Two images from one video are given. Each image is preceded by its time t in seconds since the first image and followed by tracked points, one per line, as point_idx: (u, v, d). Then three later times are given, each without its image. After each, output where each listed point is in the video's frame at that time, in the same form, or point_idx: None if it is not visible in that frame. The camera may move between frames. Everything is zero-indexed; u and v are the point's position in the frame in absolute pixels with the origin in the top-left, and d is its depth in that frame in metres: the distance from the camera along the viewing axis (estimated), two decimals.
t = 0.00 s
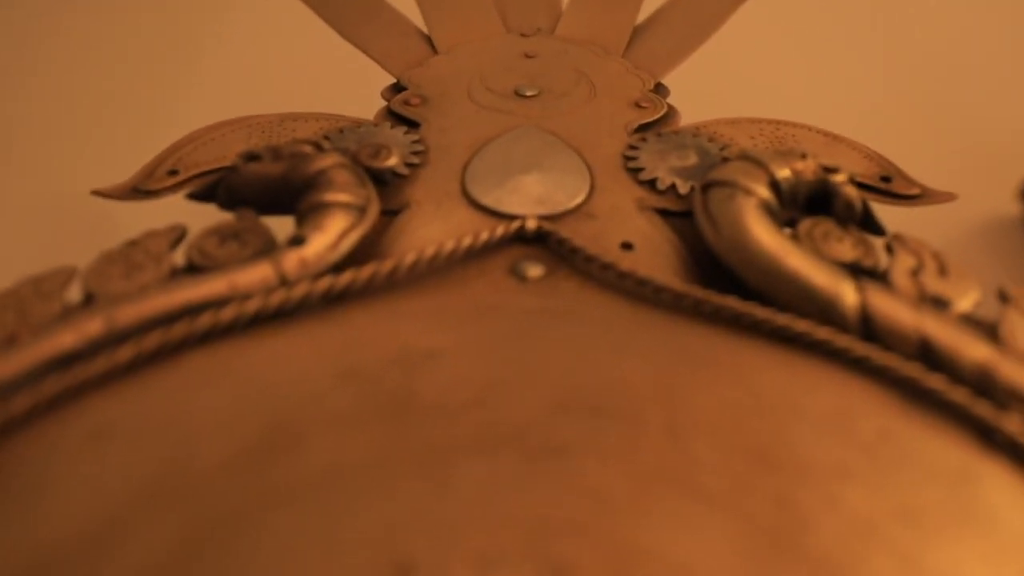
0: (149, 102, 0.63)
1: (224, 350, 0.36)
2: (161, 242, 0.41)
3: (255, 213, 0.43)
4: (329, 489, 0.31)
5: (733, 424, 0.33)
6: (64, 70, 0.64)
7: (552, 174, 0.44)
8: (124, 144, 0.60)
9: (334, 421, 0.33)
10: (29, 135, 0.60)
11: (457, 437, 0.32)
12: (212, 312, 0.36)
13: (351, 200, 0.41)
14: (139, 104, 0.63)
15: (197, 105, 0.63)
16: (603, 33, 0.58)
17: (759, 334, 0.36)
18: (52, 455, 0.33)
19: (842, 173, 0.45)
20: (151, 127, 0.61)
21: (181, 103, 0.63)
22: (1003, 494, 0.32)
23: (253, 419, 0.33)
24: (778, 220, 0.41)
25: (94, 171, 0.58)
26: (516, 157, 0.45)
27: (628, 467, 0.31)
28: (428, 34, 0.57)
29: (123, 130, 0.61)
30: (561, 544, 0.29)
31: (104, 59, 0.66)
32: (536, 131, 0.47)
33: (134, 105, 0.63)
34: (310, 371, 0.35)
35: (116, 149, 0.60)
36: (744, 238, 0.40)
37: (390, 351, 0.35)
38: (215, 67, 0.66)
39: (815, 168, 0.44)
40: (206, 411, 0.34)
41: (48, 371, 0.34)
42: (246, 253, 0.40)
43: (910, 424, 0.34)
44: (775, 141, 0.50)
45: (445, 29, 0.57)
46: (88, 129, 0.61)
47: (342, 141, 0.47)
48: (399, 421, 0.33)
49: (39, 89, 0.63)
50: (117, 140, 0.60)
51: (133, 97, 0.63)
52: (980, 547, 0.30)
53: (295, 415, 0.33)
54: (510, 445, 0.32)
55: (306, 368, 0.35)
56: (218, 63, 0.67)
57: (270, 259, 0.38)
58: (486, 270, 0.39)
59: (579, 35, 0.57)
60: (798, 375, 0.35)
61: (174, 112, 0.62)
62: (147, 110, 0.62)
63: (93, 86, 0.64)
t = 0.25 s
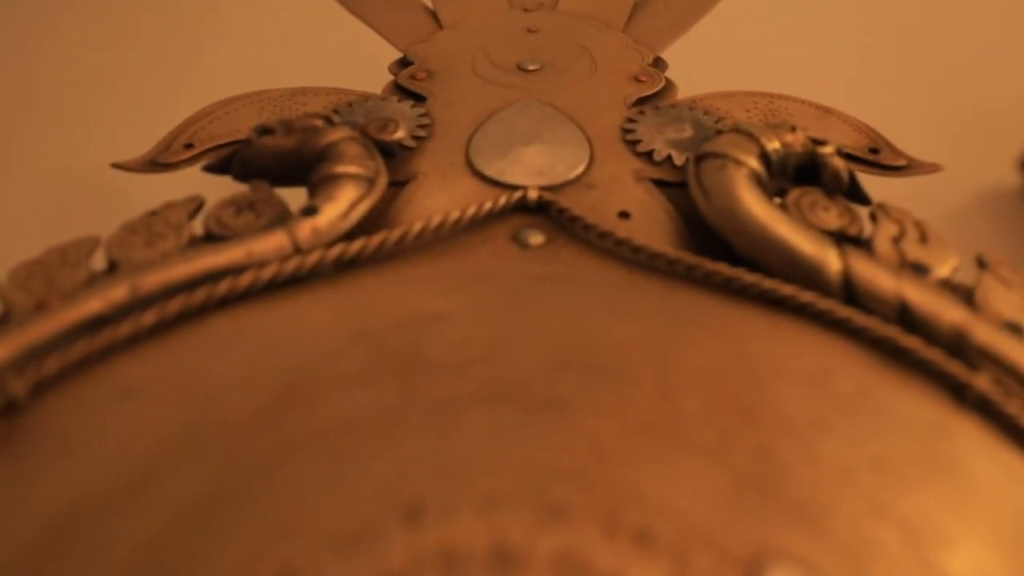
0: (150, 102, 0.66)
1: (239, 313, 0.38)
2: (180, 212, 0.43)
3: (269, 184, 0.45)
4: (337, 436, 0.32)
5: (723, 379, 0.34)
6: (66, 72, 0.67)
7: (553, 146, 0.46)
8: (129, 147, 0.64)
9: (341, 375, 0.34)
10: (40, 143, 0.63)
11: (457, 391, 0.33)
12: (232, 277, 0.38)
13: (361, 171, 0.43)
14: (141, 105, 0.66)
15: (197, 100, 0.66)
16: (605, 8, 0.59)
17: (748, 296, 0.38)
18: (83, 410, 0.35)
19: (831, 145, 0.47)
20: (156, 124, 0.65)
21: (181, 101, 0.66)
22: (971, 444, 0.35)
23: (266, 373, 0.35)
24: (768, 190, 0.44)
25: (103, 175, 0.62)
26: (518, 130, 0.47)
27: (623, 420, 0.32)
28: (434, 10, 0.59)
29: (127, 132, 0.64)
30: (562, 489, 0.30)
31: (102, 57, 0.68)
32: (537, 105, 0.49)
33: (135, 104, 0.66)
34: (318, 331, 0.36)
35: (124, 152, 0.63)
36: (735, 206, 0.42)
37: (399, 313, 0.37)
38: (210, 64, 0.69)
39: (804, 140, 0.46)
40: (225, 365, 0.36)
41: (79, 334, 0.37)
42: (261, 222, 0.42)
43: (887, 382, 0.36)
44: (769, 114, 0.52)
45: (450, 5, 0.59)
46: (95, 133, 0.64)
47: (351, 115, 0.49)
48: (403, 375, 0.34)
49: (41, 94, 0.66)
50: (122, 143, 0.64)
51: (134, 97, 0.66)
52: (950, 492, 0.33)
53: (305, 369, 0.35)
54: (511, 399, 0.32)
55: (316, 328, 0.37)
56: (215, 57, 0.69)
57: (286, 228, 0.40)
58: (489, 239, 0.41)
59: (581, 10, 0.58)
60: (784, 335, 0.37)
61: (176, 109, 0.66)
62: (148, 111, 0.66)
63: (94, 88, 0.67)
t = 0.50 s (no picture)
0: (148, 75, 0.65)
1: (256, 278, 0.40)
2: (198, 184, 0.45)
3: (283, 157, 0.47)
4: (346, 394, 0.33)
5: (714, 340, 0.36)
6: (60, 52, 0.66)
7: (553, 119, 0.48)
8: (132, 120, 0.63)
9: (350, 339, 0.35)
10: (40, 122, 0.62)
11: (462, 348, 0.35)
12: (251, 245, 0.41)
13: (371, 143, 0.46)
14: (139, 78, 0.65)
15: (197, 72, 0.66)
16: None
17: (737, 262, 0.41)
18: (113, 369, 0.36)
19: (820, 117, 0.49)
20: (157, 95, 0.64)
21: (180, 72, 0.66)
22: (948, 401, 0.36)
23: (279, 334, 0.36)
24: (758, 162, 0.46)
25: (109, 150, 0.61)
26: (519, 103, 0.49)
27: (620, 375, 0.34)
28: None
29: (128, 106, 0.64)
30: (561, 441, 0.31)
31: (95, 35, 0.68)
32: (538, 79, 0.51)
33: (132, 87, 0.65)
34: (331, 294, 0.38)
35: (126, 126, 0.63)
36: (726, 177, 0.44)
37: (408, 278, 0.39)
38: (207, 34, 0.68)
39: (794, 114, 0.48)
40: (241, 330, 0.37)
41: (107, 299, 0.38)
42: (275, 193, 0.44)
43: (868, 339, 0.38)
44: (761, 88, 0.54)
45: None
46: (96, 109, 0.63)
47: (359, 89, 0.51)
48: (412, 335, 0.35)
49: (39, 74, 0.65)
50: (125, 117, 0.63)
51: (131, 72, 0.65)
52: (927, 442, 0.34)
53: (314, 334, 0.36)
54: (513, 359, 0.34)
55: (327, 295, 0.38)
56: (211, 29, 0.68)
57: (301, 199, 0.42)
58: (492, 208, 0.44)
59: None
60: (771, 297, 0.39)
61: (175, 80, 0.65)
62: (148, 84, 0.65)
63: (91, 65, 0.66)
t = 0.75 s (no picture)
0: (150, 74, 0.67)
1: (272, 247, 0.42)
2: (214, 159, 0.47)
3: (294, 133, 0.49)
4: (361, 352, 0.35)
5: (705, 303, 0.38)
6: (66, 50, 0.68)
7: (553, 96, 0.50)
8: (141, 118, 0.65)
9: (364, 302, 0.38)
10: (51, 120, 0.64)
11: (469, 311, 0.37)
12: (268, 216, 0.43)
13: (379, 120, 0.48)
14: (139, 77, 0.67)
15: (197, 72, 0.68)
16: None
17: (729, 231, 0.43)
18: (140, 335, 0.38)
19: (810, 94, 0.52)
20: (157, 94, 0.66)
21: (180, 71, 0.68)
22: (925, 360, 0.39)
23: (295, 298, 0.39)
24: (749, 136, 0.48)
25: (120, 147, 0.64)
26: (520, 81, 0.51)
27: (616, 335, 0.36)
28: None
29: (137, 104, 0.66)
30: (561, 394, 0.33)
31: (97, 33, 0.69)
32: (538, 58, 0.53)
33: (132, 85, 0.67)
34: (344, 261, 0.41)
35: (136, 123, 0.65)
36: (719, 151, 0.46)
37: (417, 246, 0.41)
38: (211, 31, 0.70)
39: (785, 91, 0.51)
40: (258, 295, 0.39)
41: (132, 267, 0.41)
42: (289, 167, 0.46)
43: (850, 303, 0.40)
44: (755, 66, 0.56)
45: None
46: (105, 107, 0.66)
47: (365, 69, 0.53)
48: (422, 299, 0.38)
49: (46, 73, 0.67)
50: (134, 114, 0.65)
51: (132, 70, 0.67)
52: (903, 398, 0.37)
53: (329, 298, 0.38)
54: (516, 321, 0.36)
55: (339, 262, 0.41)
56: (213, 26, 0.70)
57: (313, 172, 0.44)
58: (496, 182, 0.46)
59: None
60: (759, 264, 0.41)
61: (176, 79, 0.67)
62: (154, 82, 0.67)
63: (99, 64, 0.68)
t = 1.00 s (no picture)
0: (152, 63, 0.68)
1: (288, 218, 0.44)
2: (229, 135, 0.49)
3: (306, 110, 0.52)
4: (372, 315, 0.38)
5: (697, 270, 0.41)
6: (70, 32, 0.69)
7: (554, 74, 0.52)
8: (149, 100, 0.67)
9: (374, 270, 0.40)
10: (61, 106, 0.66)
11: (474, 277, 0.39)
12: (283, 189, 0.45)
13: (388, 97, 0.50)
14: (140, 66, 0.68)
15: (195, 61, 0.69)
16: None
17: (721, 202, 0.45)
18: (165, 301, 0.40)
19: (801, 71, 0.54)
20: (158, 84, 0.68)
21: (181, 60, 0.69)
22: (903, 324, 0.41)
23: (309, 266, 0.41)
24: (742, 112, 0.50)
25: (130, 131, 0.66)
26: (523, 59, 0.53)
27: (612, 299, 0.38)
28: None
29: (143, 86, 0.68)
30: (560, 354, 0.36)
31: (97, 19, 0.70)
32: (541, 37, 0.55)
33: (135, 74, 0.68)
34: (355, 231, 0.43)
35: (145, 107, 0.67)
36: (713, 125, 0.48)
37: (424, 217, 0.43)
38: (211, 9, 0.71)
39: (777, 69, 0.53)
40: (273, 265, 0.41)
41: (155, 238, 0.43)
42: (302, 142, 0.48)
43: (834, 271, 0.43)
44: (750, 45, 0.57)
45: None
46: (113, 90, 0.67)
47: (373, 48, 0.54)
48: (429, 267, 0.40)
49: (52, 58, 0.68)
50: (141, 98, 0.67)
51: (133, 59, 0.69)
52: (883, 359, 0.39)
53: (342, 265, 0.41)
54: (519, 288, 0.39)
55: (352, 232, 0.43)
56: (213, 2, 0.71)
57: (325, 147, 0.46)
58: (499, 157, 0.48)
59: None
60: (748, 233, 0.44)
61: (177, 69, 0.68)
62: (161, 63, 0.69)
63: (103, 46, 0.69)
